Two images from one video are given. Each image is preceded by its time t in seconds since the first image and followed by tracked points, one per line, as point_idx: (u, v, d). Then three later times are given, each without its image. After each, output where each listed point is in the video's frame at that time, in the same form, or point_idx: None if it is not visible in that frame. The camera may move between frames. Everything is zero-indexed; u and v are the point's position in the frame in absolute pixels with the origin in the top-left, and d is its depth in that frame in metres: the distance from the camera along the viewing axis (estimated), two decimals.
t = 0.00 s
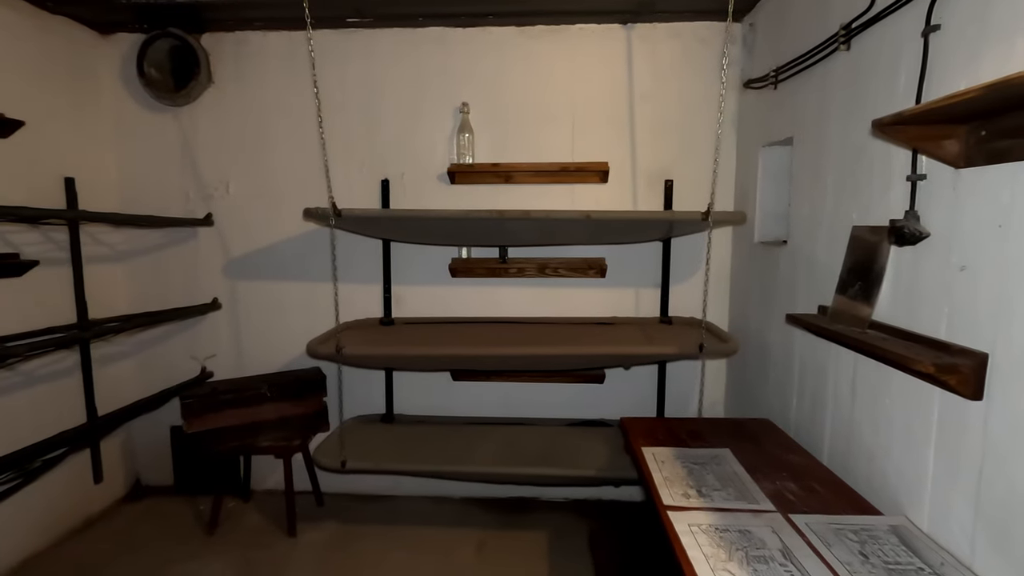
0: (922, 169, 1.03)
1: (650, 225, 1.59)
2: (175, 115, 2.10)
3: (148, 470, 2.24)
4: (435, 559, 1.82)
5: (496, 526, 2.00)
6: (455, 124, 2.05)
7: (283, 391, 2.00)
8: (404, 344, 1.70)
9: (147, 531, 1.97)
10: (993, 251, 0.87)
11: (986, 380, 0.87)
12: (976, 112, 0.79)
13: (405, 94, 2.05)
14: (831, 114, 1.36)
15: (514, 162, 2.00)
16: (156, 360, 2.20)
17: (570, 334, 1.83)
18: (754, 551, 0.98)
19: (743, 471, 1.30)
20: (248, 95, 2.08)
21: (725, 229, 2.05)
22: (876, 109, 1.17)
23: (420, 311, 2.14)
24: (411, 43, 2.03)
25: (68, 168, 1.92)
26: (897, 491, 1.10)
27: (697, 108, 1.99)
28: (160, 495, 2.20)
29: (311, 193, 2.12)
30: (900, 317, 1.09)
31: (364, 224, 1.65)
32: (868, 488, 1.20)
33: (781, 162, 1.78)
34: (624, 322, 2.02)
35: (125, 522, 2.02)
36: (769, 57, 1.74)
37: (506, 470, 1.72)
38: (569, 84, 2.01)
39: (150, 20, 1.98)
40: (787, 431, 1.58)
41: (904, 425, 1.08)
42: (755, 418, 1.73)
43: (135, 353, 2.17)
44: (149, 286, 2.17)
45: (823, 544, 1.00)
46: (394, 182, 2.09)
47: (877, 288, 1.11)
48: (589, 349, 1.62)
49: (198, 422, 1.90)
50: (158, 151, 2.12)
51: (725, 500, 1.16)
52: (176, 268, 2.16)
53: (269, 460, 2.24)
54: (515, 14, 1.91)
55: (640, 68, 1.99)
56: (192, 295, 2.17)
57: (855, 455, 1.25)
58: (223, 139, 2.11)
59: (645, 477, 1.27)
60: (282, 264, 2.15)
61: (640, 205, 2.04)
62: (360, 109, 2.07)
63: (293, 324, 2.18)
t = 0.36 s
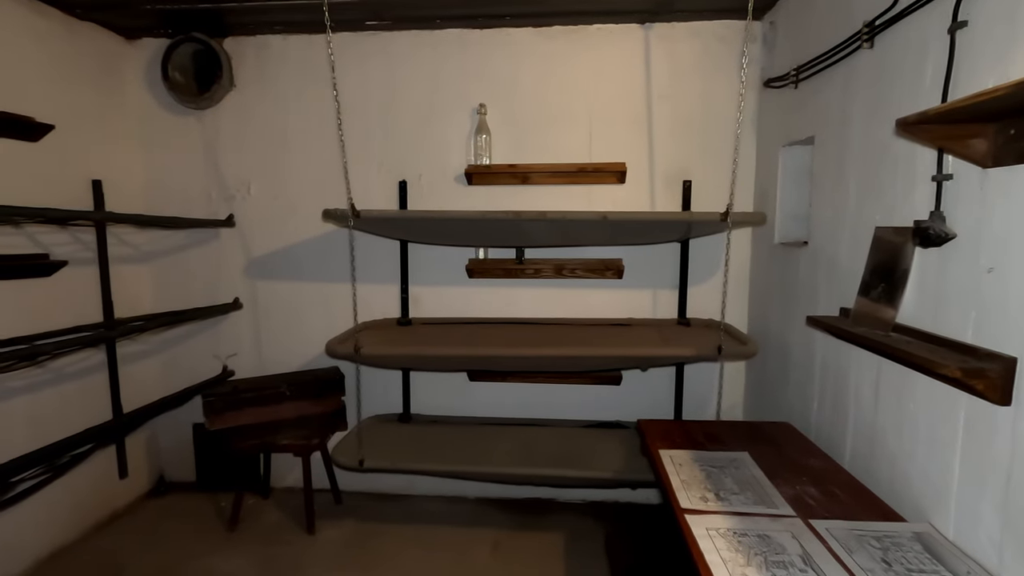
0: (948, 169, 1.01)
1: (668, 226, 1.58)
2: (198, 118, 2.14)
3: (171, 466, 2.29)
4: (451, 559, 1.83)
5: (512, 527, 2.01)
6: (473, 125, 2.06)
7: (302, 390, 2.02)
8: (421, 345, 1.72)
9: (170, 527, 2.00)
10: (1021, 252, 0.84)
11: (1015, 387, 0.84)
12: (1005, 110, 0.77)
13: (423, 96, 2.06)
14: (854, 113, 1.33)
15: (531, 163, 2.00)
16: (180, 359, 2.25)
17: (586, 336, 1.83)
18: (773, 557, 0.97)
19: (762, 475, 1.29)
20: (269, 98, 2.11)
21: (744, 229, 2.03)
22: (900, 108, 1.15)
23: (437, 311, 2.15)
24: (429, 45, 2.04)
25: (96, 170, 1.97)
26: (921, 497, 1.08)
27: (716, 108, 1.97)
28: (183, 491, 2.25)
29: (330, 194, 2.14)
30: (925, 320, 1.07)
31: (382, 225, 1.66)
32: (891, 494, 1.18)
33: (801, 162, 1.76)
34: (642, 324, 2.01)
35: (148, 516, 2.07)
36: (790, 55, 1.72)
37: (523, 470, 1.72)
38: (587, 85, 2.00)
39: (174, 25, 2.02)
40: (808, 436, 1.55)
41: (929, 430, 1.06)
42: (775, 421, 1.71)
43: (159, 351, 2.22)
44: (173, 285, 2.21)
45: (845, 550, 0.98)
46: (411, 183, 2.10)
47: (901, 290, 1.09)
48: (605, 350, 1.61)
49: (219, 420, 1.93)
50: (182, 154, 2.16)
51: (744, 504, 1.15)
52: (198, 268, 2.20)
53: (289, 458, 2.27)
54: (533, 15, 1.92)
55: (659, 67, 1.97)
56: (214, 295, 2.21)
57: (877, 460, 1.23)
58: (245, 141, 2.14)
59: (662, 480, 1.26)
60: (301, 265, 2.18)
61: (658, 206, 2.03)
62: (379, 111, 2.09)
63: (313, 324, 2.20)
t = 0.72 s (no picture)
0: (979, 166, 0.98)
1: (688, 226, 1.57)
2: (223, 121, 2.18)
3: (197, 462, 2.34)
4: (470, 557, 1.84)
5: (530, 527, 2.01)
6: (491, 125, 2.06)
7: (324, 388, 2.05)
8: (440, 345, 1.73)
9: (196, 521, 2.05)
10: None
11: None
12: None
13: (442, 97, 2.07)
14: (880, 109, 1.31)
15: (549, 163, 2.00)
16: (205, 357, 2.29)
17: (604, 336, 1.82)
18: (796, 561, 0.96)
19: (785, 478, 1.27)
20: (292, 100, 2.15)
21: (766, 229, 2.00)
22: (928, 104, 1.12)
23: (455, 311, 2.16)
24: (448, 45, 2.05)
25: (125, 173, 2.02)
26: (950, 504, 1.05)
27: (737, 105, 1.94)
28: (208, 486, 2.29)
29: (351, 194, 2.16)
30: (955, 321, 1.04)
31: (402, 225, 1.68)
32: (918, 499, 1.15)
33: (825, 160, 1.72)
34: (661, 324, 2.00)
35: (175, 511, 2.12)
36: (814, 51, 1.69)
37: (541, 470, 1.72)
38: (606, 83, 1.99)
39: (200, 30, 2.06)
40: (832, 439, 1.52)
41: (959, 435, 1.04)
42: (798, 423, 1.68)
43: (185, 349, 2.27)
44: (198, 285, 2.26)
45: (870, 556, 0.96)
46: (430, 184, 2.11)
47: (929, 290, 1.06)
48: (624, 350, 1.61)
49: (243, 417, 1.97)
50: (207, 156, 2.20)
51: (765, 507, 1.14)
52: (223, 268, 2.24)
53: (310, 455, 2.30)
54: (552, 14, 1.91)
55: (679, 65, 1.96)
56: (238, 294, 2.25)
57: (904, 465, 1.20)
58: (268, 143, 2.18)
59: (682, 482, 1.25)
60: (323, 265, 2.21)
61: (678, 205, 2.01)
62: (399, 112, 2.10)
63: (334, 323, 2.23)
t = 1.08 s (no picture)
0: (1019, 162, 0.95)
1: (714, 225, 1.55)
2: (251, 123, 2.23)
3: (225, 457, 2.39)
4: (492, 556, 1.84)
5: (553, 527, 2.00)
6: (514, 125, 2.07)
7: (348, 386, 2.07)
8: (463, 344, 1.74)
9: (225, 515, 2.10)
10: None
11: None
12: None
13: (465, 98, 2.09)
14: (914, 105, 1.27)
15: (572, 162, 2.00)
16: (233, 354, 2.34)
17: (628, 336, 1.81)
18: (825, 566, 0.94)
19: (813, 482, 1.25)
20: (318, 102, 2.18)
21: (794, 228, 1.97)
22: (965, 99, 1.09)
23: (478, 310, 2.17)
24: (472, 46, 2.06)
25: (157, 175, 2.07)
26: (988, 510, 1.02)
27: (764, 102, 1.91)
28: (236, 481, 2.34)
29: (375, 195, 2.19)
30: (993, 323, 1.01)
31: (425, 225, 1.70)
32: (953, 505, 1.12)
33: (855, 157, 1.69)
34: (686, 324, 1.97)
35: (205, 504, 2.17)
36: (844, 46, 1.65)
37: (563, 470, 1.72)
38: (630, 82, 1.98)
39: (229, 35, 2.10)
40: (862, 442, 1.49)
41: (996, 439, 1.00)
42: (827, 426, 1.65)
43: (215, 347, 2.32)
44: (227, 284, 2.31)
45: (902, 563, 0.94)
46: (454, 184, 2.13)
47: (965, 290, 1.03)
48: (648, 351, 1.59)
49: (270, 414, 2.00)
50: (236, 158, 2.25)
51: (793, 511, 1.12)
52: (251, 267, 2.29)
53: (335, 452, 2.33)
54: (576, 14, 1.90)
55: (704, 62, 1.93)
56: (265, 293, 2.30)
57: (938, 470, 1.17)
58: (295, 145, 2.21)
59: (707, 483, 1.23)
60: (347, 264, 2.24)
61: (703, 204, 1.99)
62: (422, 113, 2.12)
63: (358, 322, 2.26)
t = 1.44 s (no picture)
0: None
1: (741, 224, 1.53)
2: (279, 125, 2.27)
3: (254, 452, 2.44)
4: (514, 555, 1.84)
5: (575, 527, 2.00)
6: (538, 124, 2.06)
7: (373, 384, 2.10)
8: (486, 343, 1.75)
9: (253, 508, 2.14)
10: None
11: None
12: None
13: (489, 98, 2.09)
14: (950, 99, 1.24)
15: (596, 161, 1.99)
16: (261, 352, 2.39)
17: (652, 336, 1.80)
18: (855, 572, 0.92)
19: (842, 486, 1.22)
20: (344, 104, 2.21)
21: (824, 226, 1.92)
22: (1005, 93, 1.05)
23: (501, 310, 2.17)
24: (496, 46, 2.06)
25: (188, 176, 2.12)
26: None
27: (792, 99, 1.88)
28: (264, 476, 2.39)
29: (400, 195, 2.21)
30: None
31: (449, 224, 1.72)
32: (990, 513, 1.08)
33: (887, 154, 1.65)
34: (711, 324, 1.95)
35: (234, 498, 2.22)
36: (876, 40, 1.61)
37: (586, 470, 1.71)
38: (654, 80, 1.96)
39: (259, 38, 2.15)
40: (894, 447, 1.45)
41: None
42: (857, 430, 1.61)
43: (244, 344, 2.37)
44: (256, 283, 2.35)
45: (937, 571, 0.91)
46: (477, 183, 2.14)
47: (1004, 291, 1.00)
48: (672, 351, 1.58)
49: (296, 410, 2.03)
50: (264, 158, 2.29)
51: (822, 515, 1.10)
52: (279, 266, 2.33)
53: (360, 449, 2.36)
54: (600, 12, 1.89)
55: (731, 59, 1.90)
56: (292, 292, 2.34)
57: (975, 476, 1.13)
58: (321, 146, 2.25)
59: (733, 486, 1.22)
60: (372, 264, 2.26)
61: (729, 203, 1.96)
62: (446, 113, 2.13)
63: (383, 321, 2.29)
